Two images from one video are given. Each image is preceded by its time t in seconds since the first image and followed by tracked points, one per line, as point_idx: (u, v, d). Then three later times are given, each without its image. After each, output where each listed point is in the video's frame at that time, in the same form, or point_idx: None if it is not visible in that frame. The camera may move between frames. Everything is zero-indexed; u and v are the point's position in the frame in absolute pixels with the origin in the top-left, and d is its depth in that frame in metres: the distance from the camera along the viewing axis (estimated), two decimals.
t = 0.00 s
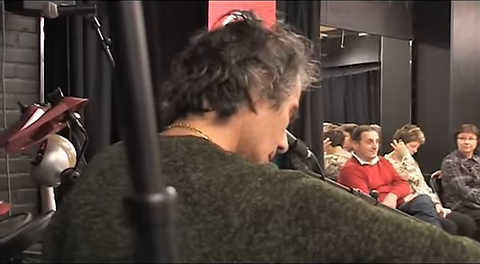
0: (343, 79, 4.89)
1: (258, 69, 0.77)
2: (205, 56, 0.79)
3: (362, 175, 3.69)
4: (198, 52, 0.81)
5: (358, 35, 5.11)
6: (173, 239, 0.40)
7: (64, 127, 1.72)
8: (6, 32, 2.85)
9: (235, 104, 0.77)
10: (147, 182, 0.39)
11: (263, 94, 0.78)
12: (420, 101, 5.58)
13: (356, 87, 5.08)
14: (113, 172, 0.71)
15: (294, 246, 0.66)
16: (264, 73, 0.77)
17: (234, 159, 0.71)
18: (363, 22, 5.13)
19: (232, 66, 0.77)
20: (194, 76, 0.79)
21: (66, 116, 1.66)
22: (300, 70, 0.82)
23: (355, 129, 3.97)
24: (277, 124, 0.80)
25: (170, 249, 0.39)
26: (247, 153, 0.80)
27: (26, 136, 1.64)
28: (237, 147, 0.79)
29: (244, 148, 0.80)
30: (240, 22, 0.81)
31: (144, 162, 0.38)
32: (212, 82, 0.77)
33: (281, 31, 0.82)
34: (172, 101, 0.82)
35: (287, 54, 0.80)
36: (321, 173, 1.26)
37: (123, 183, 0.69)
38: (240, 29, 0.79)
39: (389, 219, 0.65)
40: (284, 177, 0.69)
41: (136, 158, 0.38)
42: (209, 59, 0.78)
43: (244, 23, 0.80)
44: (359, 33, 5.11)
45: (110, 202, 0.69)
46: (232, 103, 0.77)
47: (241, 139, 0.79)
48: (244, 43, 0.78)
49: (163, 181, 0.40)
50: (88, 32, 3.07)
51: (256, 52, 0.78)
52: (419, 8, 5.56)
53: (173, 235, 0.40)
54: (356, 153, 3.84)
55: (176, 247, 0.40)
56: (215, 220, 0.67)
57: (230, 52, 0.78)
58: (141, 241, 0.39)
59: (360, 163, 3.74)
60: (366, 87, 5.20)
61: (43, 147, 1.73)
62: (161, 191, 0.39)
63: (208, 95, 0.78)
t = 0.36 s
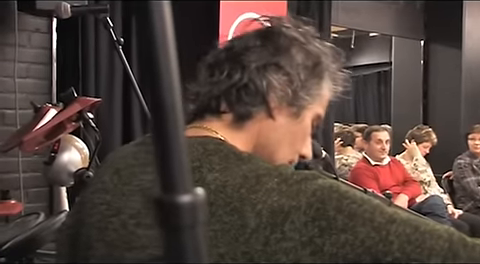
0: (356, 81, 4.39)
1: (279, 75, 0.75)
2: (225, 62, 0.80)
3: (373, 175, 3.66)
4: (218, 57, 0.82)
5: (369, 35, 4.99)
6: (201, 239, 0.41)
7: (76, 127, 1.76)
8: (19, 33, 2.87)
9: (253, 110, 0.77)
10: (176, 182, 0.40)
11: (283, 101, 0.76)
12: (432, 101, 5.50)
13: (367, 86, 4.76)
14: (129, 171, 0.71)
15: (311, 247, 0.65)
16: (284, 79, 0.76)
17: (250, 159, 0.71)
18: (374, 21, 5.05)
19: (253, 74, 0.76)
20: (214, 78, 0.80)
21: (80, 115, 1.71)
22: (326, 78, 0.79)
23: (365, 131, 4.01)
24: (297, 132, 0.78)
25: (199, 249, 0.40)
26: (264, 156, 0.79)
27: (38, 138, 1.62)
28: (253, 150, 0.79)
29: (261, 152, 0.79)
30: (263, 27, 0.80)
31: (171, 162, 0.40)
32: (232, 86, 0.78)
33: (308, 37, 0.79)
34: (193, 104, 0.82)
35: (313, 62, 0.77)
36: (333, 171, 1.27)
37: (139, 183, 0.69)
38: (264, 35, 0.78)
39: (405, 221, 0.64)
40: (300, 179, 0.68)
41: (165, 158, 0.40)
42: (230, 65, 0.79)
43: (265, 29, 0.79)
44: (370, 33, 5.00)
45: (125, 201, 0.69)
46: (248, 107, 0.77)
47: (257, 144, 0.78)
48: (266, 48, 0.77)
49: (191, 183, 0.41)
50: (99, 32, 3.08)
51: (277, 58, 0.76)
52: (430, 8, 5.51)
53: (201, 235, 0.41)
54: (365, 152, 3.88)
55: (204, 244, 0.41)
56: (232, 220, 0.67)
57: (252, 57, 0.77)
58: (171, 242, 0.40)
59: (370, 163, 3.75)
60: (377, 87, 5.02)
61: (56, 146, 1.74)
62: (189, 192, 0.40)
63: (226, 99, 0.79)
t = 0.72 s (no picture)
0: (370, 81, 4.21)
1: (301, 79, 0.76)
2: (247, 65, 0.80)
3: (387, 175, 3.65)
4: (241, 60, 0.82)
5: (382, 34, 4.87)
6: (230, 242, 0.39)
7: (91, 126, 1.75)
8: (33, 32, 2.92)
9: (274, 114, 0.77)
10: (205, 182, 0.38)
11: (304, 106, 0.77)
12: (446, 101, 5.37)
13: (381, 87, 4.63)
14: (146, 170, 0.71)
15: (329, 247, 0.65)
16: (306, 83, 0.76)
17: (269, 159, 0.70)
18: (387, 20, 4.89)
19: (275, 79, 0.77)
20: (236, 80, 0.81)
21: (94, 114, 1.71)
22: (349, 84, 0.80)
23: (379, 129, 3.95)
24: (319, 137, 0.79)
25: (227, 251, 0.39)
26: (285, 158, 0.79)
27: (52, 137, 1.64)
28: (274, 151, 0.79)
29: (283, 152, 0.79)
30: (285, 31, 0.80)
31: (199, 163, 0.38)
32: (253, 89, 0.78)
33: (332, 42, 0.80)
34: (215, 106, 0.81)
35: (335, 68, 0.78)
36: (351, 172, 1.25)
37: (158, 181, 0.70)
38: (287, 40, 0.78)
39: (425, 219, 0.64)
40: (318, 178, 0.67)
41: (192, 157, 0.38)
42: (252, 68, 0.79)
43: (288, 33, 0.79)
44: (383, 32, 4.88)
45: (144, 199, 0.69)
46: (269, 110, 0.77)
47: (276, 145, 0.78)
48: (289, 52, 0.77)
49: (219, 183, 0.39)
50: (113, 32, 3.09)
51: (301, 62, 0.76)
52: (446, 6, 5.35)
53: (229, 236, 0.39)
54: (379, 152, 3.83)
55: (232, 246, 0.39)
56: (250, 219, 0.66)
57: (275, 60, 0.77)
58: (198, 242, 0.38)
59: (384, 163, 3.72)
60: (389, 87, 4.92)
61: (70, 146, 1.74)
62: (217, 192, 0.39)
63: (246, 100, 0.79)
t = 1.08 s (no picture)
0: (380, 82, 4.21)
1: (320, 81, 0.76)
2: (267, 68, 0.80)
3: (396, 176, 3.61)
4: (261, 63, 0.82)
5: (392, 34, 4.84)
6: (251, 243, 0.39)
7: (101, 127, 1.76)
8: (45, 33, 2.97)
9: (293, 116, 0.77)
10: (226, 184, 0.38)
11: (324, 108, 0.76)
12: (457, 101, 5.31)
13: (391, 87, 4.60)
14: (164, 169, 0.70)
15: (345, 249, 0.64)
16: (325, 85, 0.76)
17: (286, 162, 0.70)
18: (398, 21, 4.88)
19: (295, 81, 0.76)
20: (256, 83, 0.81)
21: (106, 116, 1.72)
22: (368, 87, 0.80)
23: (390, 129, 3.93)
24: (338, 140, 0.79)
25: (249, 252, 0.39)
26: (304, 160, 0.79)
27: (64, 137, 1.63)
28: (292, 154, 0.78)
29: (301, 155, 0.78)
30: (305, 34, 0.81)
31: (221, 163, 0.37)
32: (271, 92, 0.78)
33: (351, 45, 0.80)
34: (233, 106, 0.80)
35: (355, 70, 0.78)
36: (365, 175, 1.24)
37: (175, 181, 0.69)
38: (306, 43, 0.79)
39: (442, 224, 0.63)
40: (335, 181, 0.66)
41: (213, 159, 0.38)
42: (272, 71, 0.79)
43: (307, 36, 0.79)
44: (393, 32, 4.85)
45: (161, 199, 0.68)
46: (289, 112, 0.77)
47: (293, 147, 0.78)
48: (309, 55, 0.77)
49: (240, 184, 0.39)
50: (124, 33, 3.10)
51: (321, 65, 0.76)
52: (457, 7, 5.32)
53: (250, 236, 0.39)
54: (389, 152, 3.83)
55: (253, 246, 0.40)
56: (266, 221, 0.66)
57: (295, 63, 0.78)
58: (219, 242, 0.38)
59: (394, 164, 3.71)
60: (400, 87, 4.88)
61: (81, 146, 1.74)
62: (238, 193, 0.38)
63: (265, 103, 0.79)
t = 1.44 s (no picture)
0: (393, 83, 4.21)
1: (340, 84, 0.74)
2: (287, 71, 0.79)
3: (411, 180, 3.60)
4: (281, 66, 0.81)
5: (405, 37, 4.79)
6: (280, 246, 0.40)
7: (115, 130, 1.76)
8: (59, 35, 2.98)
9: (314, 120, 0.76)
10: (256, 188, 0.39)
11: (344, 110, 0.75)
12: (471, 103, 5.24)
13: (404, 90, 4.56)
14: (183, 172, 0.69)
15: (366, 255, 0.63)
16: (346, 88, 0.74)
17: (307, 165, 0.68)
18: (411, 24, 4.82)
19: (316, 83, 0.75)
20: (276, 86, 0.79)
21: (120, 117, 1.71)
22: (387, 90, 0.79)
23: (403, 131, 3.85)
24: (357, 144, 0.78)
25: (278, 253, 0.40)
26: (323, 164, 0.78)
27: (80, 139, 1.63)
28: (312, 158, 0.77)
29: (321, 158, 0.78)
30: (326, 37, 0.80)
31: (250, 166, 0.39)
32: (291, 96, 0.77)
33: (369, 47, 0.78)
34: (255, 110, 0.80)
35: (375, 73, 0.76)
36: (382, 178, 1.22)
37: (194, 184, 0.68)
38: (327, 46, 0.77)
39: (464, 230, 0.63)
40: (356, 185, 0.65)
41: (242, 159, 0.39)
42: (292, 74, 0.78)
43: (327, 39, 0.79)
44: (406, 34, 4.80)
45: (180, 202, 0.67)
46: (309, 116, 0.76)
47: (313, 151, 0.77)
48: (329, 58, 0.76)
49: (269, 188, 0.40)
50: (138, 34, 3.11)
51: (342, 68, 0.75)
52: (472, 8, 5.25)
53: (279, 240, 0.40)
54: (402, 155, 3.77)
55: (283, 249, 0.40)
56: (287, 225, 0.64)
57: (315, 66, 0.76)
58: (249, 246, 0.39)
59: (408, 167, 3.67)
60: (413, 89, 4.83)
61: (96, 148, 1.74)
62: (268, 197, 0.39)
63: (287, 105, 0.78)
